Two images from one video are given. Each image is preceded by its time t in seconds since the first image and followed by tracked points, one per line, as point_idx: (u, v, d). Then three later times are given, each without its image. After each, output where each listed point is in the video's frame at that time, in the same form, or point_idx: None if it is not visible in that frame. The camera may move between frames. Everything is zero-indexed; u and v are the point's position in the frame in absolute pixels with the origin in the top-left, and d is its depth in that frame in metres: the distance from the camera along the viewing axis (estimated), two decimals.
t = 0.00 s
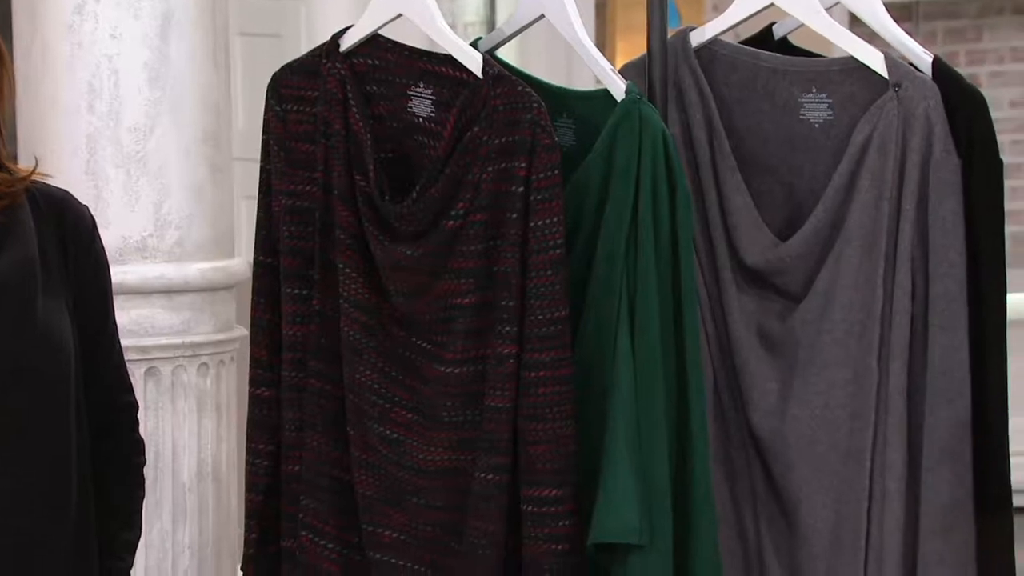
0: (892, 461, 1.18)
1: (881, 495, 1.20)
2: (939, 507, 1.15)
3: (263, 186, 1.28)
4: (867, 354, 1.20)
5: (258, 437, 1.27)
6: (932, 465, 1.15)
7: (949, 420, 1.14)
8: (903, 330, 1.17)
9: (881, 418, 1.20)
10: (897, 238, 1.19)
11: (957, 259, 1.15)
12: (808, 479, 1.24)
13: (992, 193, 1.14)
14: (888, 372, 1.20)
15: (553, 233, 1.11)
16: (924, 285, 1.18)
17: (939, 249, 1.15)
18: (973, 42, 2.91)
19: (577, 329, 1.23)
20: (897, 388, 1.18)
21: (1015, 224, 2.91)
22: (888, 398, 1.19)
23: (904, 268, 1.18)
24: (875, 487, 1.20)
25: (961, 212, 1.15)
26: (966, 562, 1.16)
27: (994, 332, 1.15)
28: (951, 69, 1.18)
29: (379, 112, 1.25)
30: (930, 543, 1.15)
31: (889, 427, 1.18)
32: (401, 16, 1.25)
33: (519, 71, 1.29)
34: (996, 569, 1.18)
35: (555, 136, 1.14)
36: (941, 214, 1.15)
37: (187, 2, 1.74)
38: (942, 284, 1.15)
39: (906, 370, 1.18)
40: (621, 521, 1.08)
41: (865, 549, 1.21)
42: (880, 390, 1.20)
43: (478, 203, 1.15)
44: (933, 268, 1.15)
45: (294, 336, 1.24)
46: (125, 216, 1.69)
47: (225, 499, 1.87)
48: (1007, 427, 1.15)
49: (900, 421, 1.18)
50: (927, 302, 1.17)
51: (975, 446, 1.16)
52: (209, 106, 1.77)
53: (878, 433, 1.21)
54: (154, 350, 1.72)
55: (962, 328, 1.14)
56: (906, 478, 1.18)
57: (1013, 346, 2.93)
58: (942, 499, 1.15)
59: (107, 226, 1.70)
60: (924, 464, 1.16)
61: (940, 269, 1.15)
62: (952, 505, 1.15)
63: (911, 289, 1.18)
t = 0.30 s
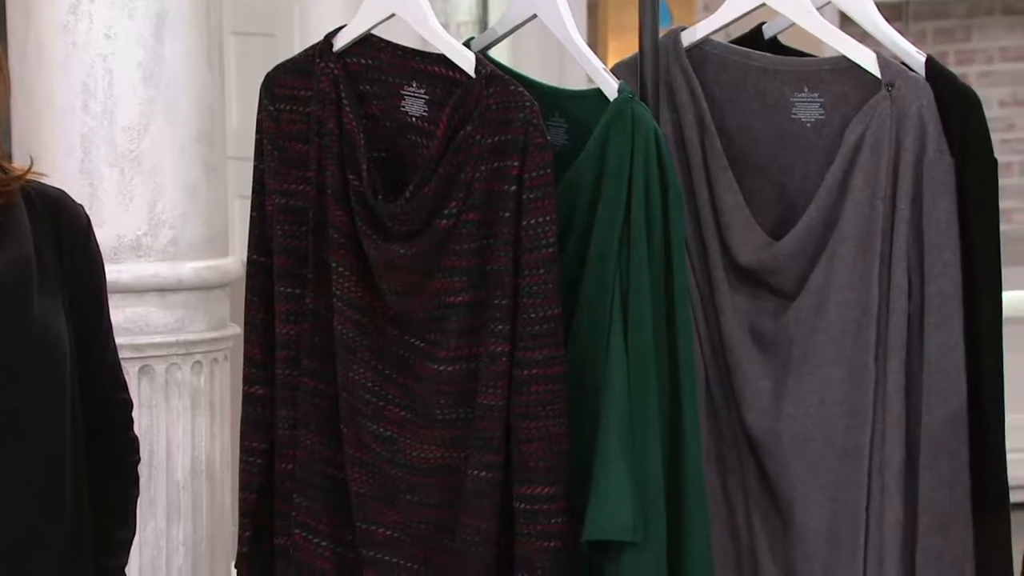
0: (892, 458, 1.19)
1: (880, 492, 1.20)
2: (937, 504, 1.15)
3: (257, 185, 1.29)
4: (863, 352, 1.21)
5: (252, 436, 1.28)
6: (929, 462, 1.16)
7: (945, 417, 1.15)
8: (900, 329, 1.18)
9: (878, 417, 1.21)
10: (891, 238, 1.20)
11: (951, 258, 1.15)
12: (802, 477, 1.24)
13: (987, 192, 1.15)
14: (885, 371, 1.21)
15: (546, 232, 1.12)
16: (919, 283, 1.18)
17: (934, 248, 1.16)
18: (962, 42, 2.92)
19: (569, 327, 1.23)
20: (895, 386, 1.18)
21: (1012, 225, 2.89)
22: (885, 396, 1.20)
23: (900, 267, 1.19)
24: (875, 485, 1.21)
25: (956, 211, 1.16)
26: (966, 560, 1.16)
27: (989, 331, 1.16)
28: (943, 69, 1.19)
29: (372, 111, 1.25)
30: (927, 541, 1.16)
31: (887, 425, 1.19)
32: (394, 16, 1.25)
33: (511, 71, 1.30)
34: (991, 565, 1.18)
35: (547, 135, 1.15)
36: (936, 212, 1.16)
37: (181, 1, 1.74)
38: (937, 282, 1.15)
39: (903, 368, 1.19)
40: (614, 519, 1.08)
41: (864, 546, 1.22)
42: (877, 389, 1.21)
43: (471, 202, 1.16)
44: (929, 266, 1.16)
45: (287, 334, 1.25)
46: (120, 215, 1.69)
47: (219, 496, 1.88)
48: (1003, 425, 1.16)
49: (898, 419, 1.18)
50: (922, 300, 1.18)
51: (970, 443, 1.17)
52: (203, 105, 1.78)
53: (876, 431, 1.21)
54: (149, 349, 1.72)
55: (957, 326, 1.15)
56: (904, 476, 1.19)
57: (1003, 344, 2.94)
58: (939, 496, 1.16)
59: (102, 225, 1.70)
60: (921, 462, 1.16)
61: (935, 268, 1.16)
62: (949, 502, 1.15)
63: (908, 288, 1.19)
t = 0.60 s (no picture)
0: (885, 456, 1.20)
1: (875, 489, 1.22)
2: (930, 501, 1.16)
3: (250, 185, 1.30)
4: (856, 351, 1.22)
5: (246, 434, 1.29)
6: (924, 461, 1.17)
7: (938, 415, 1.16)
8: (894, 327, 1.19)
9: (872, 415, 1.22)
10: (884, 238, 1.21)
11: (945, 257, 1.16)
12: (795, 476, 1.25)
13: (980, 192, 1.16)
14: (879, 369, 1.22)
15: (536, 232, 1.13)
16: (912, 283, 1.20)
17: (927, 248, 1.17)
18: (951, 43, 2.88)
19: (560, 326, 1.24)
20: (889, 384, 1.20)
21: (1003, 224, 2.88)
22: (879, 393, 1.21)
23: (893, 267, 1.20)
24: (868, 481, 1.22)
25: (948, 210, 1.18)
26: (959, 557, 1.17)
27: (982, 329, 1.17)
28: (934, 70, 1.19)
29: (364, 111, 1.26)
30: (921, 539, 1.17)
31: (881, 423, 1.20)
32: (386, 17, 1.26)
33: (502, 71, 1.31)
34: (984, 562, 1.19)
35: (538, 136, 1.16)
36: (929, 211, 1.17)
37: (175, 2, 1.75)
38: (930, 281, 1.16)
39: (898, 367, 1.20)
40: (605, 518, 1.09)
41: (858, 543, 1.23)
42: (872, 385, 1.22)
43: (463, 202, 1.16)
44: (921, 265, 1.17)
45: (279, 334, 1.26)
46: (114, 215, 1.70)
47: (213, 494, 1.88)
48: (996, 423, 1.18)
49: (893, 416, 1.20)
50: (916, 299, 1.18)
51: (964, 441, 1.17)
52: (197, 105, 1.78)
53: (870, 429, 1.22)
54: (142, 348, 1.73)
55: (950, 325, 1.16)
56: (897, 474, 1.20)
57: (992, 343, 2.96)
58: (935, 493, 1.16)
59: (95, 224, 1.71)
60: (915, 460, 1.17)
61: (928, 267, 1.17)
62: (944, 500, 1.16)
63: (901, 287, 1.20)
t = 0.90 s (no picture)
0: (872, 455, 1.21)
1: (861, 488, 1.23)
2: (916, 499, 1.18)
3: (241, 185, 1.30)
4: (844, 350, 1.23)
5: (237, 432, 1.29)
6: (910, 459, 1.18)
7: (923, 414, 1.17)
8: (880, 327, 1.21)
9: (858, 413, 1.23)
10: (871, 237, 1.22)
11: (931, 257, 1.18)
12: (782, 473, 1.26)
13: (965, 192, 1.17)
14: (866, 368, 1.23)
15: (525, 233, 1.13)
16: (898, 282, 1.21)
17: (914, 248, 1.18)
18: (937, 45, 2.93)
19: (549, 326, 1.25)
20: (877, 383, 1.21)
21: (988, 223, 2.96)
22: (866, 392, 1.22)
23: (880, 267, 1.21)
24: (855, 480, 1.24)
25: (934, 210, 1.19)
26: (946, 554, 1.18)
27: (967, 328, 1.18)
28: (920, 71, 1.21)
29: (355, 112, 1.27)
30: (907, 536, 1.18)
31: (868, 421, 1.22)
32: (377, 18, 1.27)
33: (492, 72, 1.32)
34: (969, 559, 1.21)
35: (527, 136, 1.17)
36: (915, 212, 1.18)
37: (166, 3, 1.75)
38: (917, 281, 1.18)
39: (884, 366, 1.21)
40: (592, 516, 1.10)
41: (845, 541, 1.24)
42: (859, 385, 1.24)
43: (452, 203, 1.17)
44: (908, 266, 1.18)
45: (270, 332, 1.26)
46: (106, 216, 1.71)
47: (204, 493, 1.89)
48: (981, 421, 1.19)
49: (879, 415, 1.21)
50: (902, 297, 1.20)
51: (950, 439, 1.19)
52: (189, 107, 1.79)
53: (857, 427, 1.24)
54: (134, 347, 1.74)
55: (936, 324, 1.17)
56: (884, 472, 1.22)
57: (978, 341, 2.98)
58: (921, 491, 1.18)
59: (87, 224, 1.71)
60: (902, 459, 1.19)
61: (915, 268, 1.18)
62: (930, 497, 1.18)
63: (887, 286, 1.21)
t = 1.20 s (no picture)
0: (856, 454, 1.23)
1: (845, 486, 1.25)
2: (899, 497, 1.19)
3: (233, 186, 1.31)
4: (829, 350, 1.24)
5: (228, 431, 1.30)
6: (893, 458, 1.19)
7: (907, 413, 1.19)
8: (864, 327, 1.22)
9: (843, 412, 1.25)
10: (856, 237, 1.24)
11: (915, 258, 1.19)
12: (767, 472, 1.27)
13: (949, 194, 1.19)
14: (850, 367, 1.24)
15: (514, 233, 1.14)
16: (883, 282, 1.22)
17: (898, 248, 1.20)
18: (923, 46, 2.97)
19: (539, 326, 1.26)
20: (859, 381, 1.22)
21: (974, 224, 2.98)
22: (850, 391, 1.24)
23: (864, 267, 1.22)
24: (839, 478, 1.25)
25: (919, 213, 1.21)
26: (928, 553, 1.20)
27: (951, 328, 1.20)
28: (906, 73, 1.22)
29: (346, 113, 1.28)
30: (890, 535, 1.20)
31: (852, 421, 1.23)
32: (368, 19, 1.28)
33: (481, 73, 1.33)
34: (950, 557, 1.22)
35: (517, 137, 1.18)
36: (899, 212, 1.20)
37: (159, 5, 1.76)
38: (901, 281, 1.19)
39: (869, 365, 1.22)
40: (581, 515, 1.11)
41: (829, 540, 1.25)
42: (843, 383, 1.25)
43: (442, 203, 1.18)
44: (892, 266, 1.20)
45: (262, 331, 1.27)
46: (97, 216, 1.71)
47: (196, 492, 1.89)
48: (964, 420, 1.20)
49: (863, 413, 1.22)
50: (886, 297, 1.21)
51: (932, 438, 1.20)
52: (181, 108, 1.79)
53: (841, 426, 1.25)
54: (126, 347, 1.74)
55: (919, 324, 1.19)
56: (868, 471, 1.23)
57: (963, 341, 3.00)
58: (903, 490, 1.19)
59: (79, 224, 1.72)
60: (885, 457, 1.20)
61: (900, 268, 1.19)
62: (912, 496, 1.19)
63: (872, 286, 1.23)
